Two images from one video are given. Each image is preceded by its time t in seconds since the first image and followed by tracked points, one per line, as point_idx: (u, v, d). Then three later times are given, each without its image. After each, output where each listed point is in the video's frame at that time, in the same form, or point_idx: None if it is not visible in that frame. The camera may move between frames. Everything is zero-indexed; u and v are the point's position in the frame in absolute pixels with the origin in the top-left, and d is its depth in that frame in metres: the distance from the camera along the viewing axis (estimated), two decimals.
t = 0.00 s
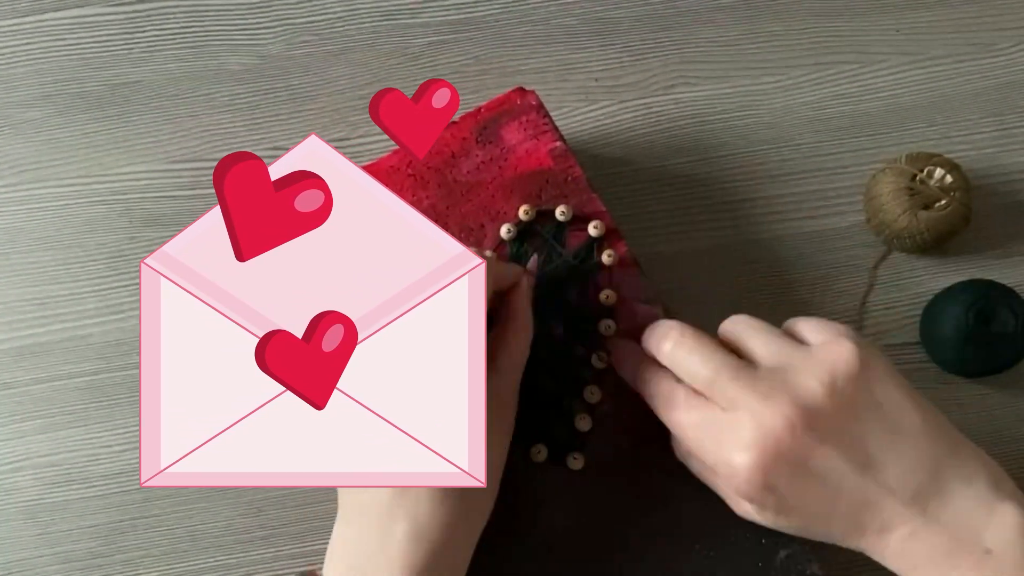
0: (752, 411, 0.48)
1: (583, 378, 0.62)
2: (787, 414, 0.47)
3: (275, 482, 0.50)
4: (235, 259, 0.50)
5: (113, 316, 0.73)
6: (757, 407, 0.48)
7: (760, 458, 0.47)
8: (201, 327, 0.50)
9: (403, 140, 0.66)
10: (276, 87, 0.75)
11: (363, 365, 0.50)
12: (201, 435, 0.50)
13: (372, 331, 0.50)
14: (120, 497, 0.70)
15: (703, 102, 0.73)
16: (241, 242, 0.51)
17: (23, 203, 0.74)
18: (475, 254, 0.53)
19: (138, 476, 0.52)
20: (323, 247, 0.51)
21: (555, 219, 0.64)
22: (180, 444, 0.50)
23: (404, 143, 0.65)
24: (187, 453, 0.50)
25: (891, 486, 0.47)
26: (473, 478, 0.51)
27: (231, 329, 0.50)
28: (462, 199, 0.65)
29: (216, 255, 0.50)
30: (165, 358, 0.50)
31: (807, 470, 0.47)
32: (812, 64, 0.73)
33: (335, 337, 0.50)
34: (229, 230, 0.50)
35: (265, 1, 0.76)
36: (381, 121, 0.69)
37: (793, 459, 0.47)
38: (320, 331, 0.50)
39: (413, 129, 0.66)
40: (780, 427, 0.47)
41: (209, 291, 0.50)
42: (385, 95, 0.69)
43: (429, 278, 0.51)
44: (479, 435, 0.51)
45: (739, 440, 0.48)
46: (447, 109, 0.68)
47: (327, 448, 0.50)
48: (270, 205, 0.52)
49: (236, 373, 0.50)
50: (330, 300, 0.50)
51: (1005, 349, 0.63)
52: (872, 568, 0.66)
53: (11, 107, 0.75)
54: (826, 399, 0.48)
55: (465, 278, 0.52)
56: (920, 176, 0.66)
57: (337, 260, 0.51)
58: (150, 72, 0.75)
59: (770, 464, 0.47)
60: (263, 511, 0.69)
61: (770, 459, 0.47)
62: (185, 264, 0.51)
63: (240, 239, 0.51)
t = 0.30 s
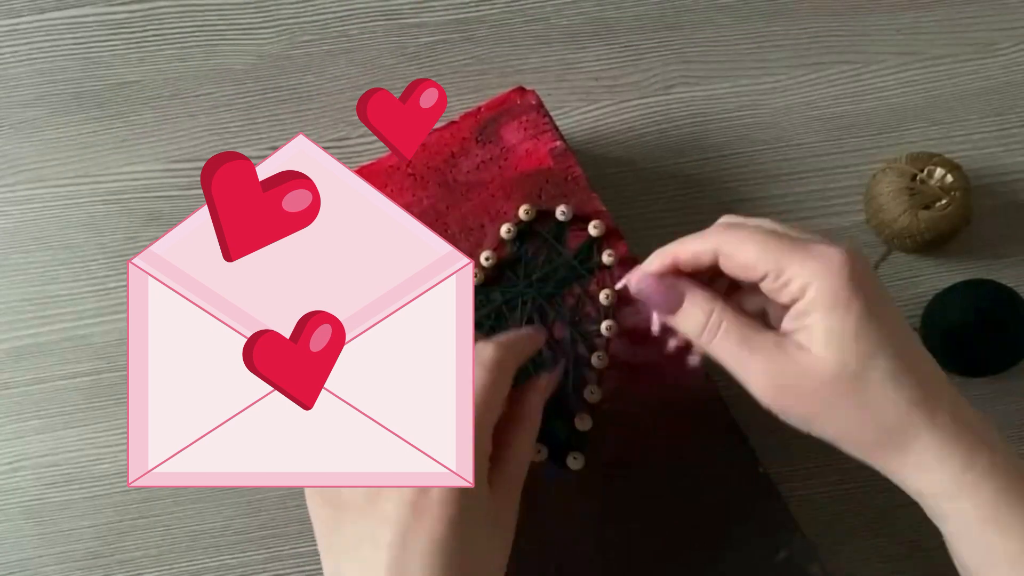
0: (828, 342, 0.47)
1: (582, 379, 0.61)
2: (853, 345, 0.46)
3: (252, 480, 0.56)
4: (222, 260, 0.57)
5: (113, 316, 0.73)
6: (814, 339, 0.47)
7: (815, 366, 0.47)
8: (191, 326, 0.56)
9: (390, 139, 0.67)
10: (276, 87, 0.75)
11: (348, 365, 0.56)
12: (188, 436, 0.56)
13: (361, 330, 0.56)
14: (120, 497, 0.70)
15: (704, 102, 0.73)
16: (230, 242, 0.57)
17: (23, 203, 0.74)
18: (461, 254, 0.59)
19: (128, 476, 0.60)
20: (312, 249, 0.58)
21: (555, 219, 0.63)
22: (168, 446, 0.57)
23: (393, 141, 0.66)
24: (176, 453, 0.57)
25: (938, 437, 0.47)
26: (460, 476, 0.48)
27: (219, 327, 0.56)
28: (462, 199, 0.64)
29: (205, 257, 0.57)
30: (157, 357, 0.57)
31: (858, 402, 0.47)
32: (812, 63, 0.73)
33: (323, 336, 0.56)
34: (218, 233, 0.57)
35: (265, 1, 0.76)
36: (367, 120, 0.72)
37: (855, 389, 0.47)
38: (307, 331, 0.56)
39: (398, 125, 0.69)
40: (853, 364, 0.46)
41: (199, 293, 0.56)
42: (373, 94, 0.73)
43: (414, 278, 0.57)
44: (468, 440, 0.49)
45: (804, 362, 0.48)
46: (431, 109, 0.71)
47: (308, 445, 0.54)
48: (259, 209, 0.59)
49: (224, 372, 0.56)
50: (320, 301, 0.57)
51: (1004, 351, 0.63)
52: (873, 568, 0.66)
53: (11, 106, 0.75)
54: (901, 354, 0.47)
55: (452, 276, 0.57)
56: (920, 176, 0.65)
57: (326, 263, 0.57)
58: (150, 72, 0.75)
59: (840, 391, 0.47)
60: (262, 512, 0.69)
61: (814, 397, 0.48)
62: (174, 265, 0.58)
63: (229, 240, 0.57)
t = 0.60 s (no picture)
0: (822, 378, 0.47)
1: (582, 379, 0.61)
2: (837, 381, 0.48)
3: (229, 481, 0.61)
4: (211, 259, 0.61)
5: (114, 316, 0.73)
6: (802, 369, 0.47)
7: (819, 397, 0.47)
8: (181, 326, 0.61)
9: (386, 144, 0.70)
10: (276, 87, 0.75)
11: (337, 364, 0.60)
12: (176, 435, 0.61)
13: (349, 330, 0.60)
14: (120, 497, 0.70)
15: (704, 102, 0.73)
16: (217, 243, 0.61)
17: (24, 203, 0.74)
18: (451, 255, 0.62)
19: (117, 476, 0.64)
20: (301, 248, 0.61)
21: (555, 219, 0.63)
22: (156, 446, 0.61)
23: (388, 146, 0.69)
24: (159, 455, 0.61)
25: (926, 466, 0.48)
26: (451, 478, 0.48)
27: (206, 327, 0.60)
28: (462, 199, 0.64)
29: (195, 256, 0.61)
30: (151, 359, 0.61)
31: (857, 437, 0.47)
32: (812, 64, 0.73)
33: (311, 337, 0.60)
34: (208, 233, 0.60)
35: (265, 2, 0.76)
36: (355, 121, 0.74)
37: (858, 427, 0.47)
38: (296, 331, 0.60)
39: (387, 128, 0.71)
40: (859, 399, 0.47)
41: (189, 293, 0.60)
42: (362, 93, 0.74)
43: (399, 281, 0.61)
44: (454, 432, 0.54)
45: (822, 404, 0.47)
46: (419, 109, 0.73)
47: (299, 440, 0.59)
48: (247, 208, 0.62)
49: (211, 372, 0.60)
50: (310, 301, 0.60)
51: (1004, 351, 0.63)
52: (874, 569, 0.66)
53: (11, 106, 0.75)
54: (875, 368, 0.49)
55: (439, 277, 0.61)
56: (920, 175, 0.65)
57: (315, 264, 0.61)
58: (150, 72, 0.75)
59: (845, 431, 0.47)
60: (262, 511, 0.70)
61: (824, 448, 0.46)
62: (165, 267, 0.62)
63: (218, 240, 0.61)
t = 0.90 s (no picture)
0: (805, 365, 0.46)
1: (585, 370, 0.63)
2: (823, 333, 0.46)
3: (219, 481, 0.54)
4: (197, 259, 0.54)
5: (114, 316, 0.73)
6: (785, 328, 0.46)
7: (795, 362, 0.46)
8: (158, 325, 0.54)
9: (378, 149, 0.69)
10: (275, 87, 0.75)
11: (326, 366, 0.53)
12: (163, 436, 0.54)
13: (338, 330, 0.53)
14: (120, 497, 0.70)
15: (704, 102, 0.73)
16: (206, 242, 0.55)
17: (23, 203, 0.74)
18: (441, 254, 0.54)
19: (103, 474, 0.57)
20: (289, 247, 0.55)
21: (556, 214, 0.65)
22: (143, 446, 0.54)
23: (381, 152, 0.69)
24: (149, 455, 0.54)
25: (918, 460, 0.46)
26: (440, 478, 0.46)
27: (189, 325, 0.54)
28: (462, 196, 0.65)
29: (178, 255, 0.54)
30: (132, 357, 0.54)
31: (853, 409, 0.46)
32: (812, 64, 0.73)
33: (298, 336, 0.53)
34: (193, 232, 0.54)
35: (265, 2, 0.76)
36: (344, 122, 0.73)
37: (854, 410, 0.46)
38: (283, 332, 0.53)
39: (375, 129, 0.71)
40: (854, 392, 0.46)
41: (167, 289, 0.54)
42: (350, 94, 0.73)
43: (391, 280, 0.53)
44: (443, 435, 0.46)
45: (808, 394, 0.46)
46: (407, 109, 0.72)
47: (288, 443, 0.52)
48: (236, 208, 0.56)
49: (197, 370, 0.53)
50: (299, 300, 0.53)
51: (1007, 351, 0.63)
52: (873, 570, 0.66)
53: (11, 106, 0.75)
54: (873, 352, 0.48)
55: (428, 277, 0.52)
56: (920, 175, 0.65)
57: (305, 262, 0.54)
58: (150, 72, 0.75)
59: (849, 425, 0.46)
60: (263, 511, 0.69)
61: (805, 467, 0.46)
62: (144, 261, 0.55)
63: (206, 240, 0.55)
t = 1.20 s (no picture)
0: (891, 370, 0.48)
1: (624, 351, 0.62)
2: (877, 356, 0.47)
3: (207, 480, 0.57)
4: (185, 258, 0.57)
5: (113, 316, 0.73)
6: (842, 355, 0.47)
7: (855, 384, 0.47)
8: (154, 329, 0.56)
9: (362, 148, 0.71)
10: (275, 87, 0.75)
11: (313, 365, 0.56)
12: (149, 437, 0.56)
13: (324, 332, 0.56)
14: (120, 497, 0.70)
15: (705, 102, 0.73)
16: (195, 242, 0.58)
17: (23, 203, 0.74)
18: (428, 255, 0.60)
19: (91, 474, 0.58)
20: (274, 247, 0.58)
21: (591, 194, 0.63)
22: (131, 447, 0.56)
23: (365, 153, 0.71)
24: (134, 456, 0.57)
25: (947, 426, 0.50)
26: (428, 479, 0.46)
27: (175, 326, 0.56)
28: (496, 178, 0.64)
29: (169, 255, 0.57)
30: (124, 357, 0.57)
31: (900, 403, 0.48)
32: (812, 64, 0.73)
33: (287, 336, 0.56)
34: (182, 231, 0.57)
35: (265, 1, 0.76)
36: (332, 122, 0.73)
37: (903, 399, 0.48)
38: (271, 331, 0.56)
39: (363, 130, 0.72)
40: (912, 377, 0.48)
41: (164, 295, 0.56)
42: (338, 94, 0.74)
43: (376, 282, 0.57)
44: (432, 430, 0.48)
45: (900, 400, 0.48)
46: (394, 110, 0.72)
47: (275, 440, 0.55)
48: (223, 208, 0.59)
49: (186, 371, 0.56)
50: (284, 301, 0.57)
51: (1010, 350, 0.63)
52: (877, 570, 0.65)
53: (10, 106, 0.75)
54: (920, 320, 0.49)
55: (417, 277, 0.58)
56: (920, 175, 0.65)
57: (290, 262, 0.58)
58: (150, 72, 0.75)
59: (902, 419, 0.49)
60: (263, 511, 0.69)
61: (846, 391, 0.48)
62: (134, 262, 0.58)
63: (194, 239, 0.58)
